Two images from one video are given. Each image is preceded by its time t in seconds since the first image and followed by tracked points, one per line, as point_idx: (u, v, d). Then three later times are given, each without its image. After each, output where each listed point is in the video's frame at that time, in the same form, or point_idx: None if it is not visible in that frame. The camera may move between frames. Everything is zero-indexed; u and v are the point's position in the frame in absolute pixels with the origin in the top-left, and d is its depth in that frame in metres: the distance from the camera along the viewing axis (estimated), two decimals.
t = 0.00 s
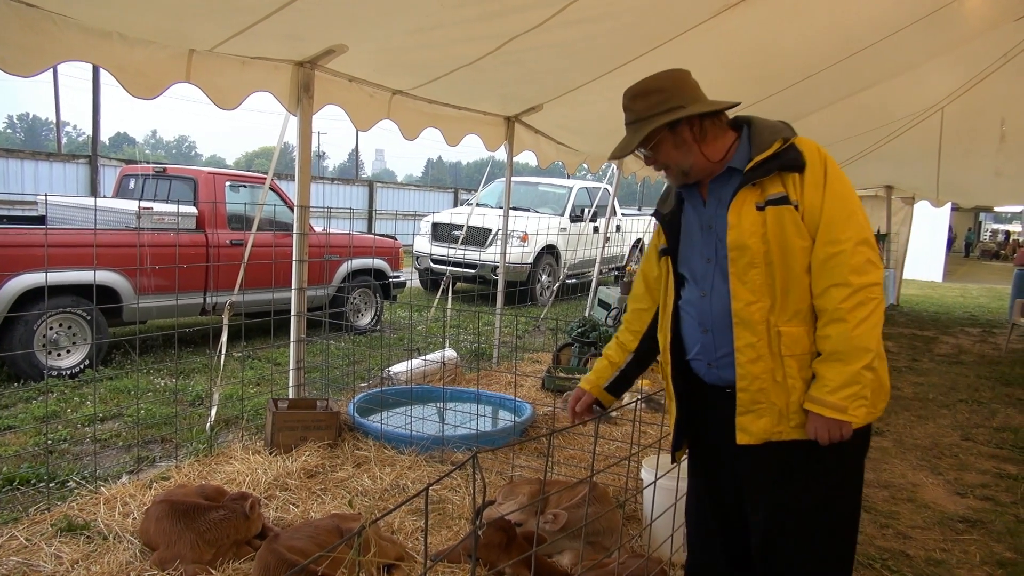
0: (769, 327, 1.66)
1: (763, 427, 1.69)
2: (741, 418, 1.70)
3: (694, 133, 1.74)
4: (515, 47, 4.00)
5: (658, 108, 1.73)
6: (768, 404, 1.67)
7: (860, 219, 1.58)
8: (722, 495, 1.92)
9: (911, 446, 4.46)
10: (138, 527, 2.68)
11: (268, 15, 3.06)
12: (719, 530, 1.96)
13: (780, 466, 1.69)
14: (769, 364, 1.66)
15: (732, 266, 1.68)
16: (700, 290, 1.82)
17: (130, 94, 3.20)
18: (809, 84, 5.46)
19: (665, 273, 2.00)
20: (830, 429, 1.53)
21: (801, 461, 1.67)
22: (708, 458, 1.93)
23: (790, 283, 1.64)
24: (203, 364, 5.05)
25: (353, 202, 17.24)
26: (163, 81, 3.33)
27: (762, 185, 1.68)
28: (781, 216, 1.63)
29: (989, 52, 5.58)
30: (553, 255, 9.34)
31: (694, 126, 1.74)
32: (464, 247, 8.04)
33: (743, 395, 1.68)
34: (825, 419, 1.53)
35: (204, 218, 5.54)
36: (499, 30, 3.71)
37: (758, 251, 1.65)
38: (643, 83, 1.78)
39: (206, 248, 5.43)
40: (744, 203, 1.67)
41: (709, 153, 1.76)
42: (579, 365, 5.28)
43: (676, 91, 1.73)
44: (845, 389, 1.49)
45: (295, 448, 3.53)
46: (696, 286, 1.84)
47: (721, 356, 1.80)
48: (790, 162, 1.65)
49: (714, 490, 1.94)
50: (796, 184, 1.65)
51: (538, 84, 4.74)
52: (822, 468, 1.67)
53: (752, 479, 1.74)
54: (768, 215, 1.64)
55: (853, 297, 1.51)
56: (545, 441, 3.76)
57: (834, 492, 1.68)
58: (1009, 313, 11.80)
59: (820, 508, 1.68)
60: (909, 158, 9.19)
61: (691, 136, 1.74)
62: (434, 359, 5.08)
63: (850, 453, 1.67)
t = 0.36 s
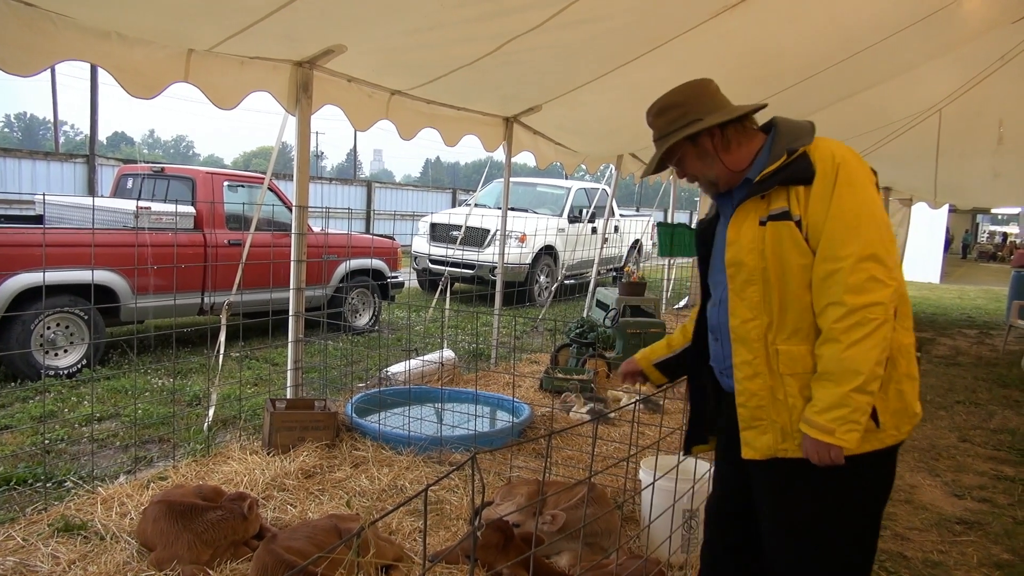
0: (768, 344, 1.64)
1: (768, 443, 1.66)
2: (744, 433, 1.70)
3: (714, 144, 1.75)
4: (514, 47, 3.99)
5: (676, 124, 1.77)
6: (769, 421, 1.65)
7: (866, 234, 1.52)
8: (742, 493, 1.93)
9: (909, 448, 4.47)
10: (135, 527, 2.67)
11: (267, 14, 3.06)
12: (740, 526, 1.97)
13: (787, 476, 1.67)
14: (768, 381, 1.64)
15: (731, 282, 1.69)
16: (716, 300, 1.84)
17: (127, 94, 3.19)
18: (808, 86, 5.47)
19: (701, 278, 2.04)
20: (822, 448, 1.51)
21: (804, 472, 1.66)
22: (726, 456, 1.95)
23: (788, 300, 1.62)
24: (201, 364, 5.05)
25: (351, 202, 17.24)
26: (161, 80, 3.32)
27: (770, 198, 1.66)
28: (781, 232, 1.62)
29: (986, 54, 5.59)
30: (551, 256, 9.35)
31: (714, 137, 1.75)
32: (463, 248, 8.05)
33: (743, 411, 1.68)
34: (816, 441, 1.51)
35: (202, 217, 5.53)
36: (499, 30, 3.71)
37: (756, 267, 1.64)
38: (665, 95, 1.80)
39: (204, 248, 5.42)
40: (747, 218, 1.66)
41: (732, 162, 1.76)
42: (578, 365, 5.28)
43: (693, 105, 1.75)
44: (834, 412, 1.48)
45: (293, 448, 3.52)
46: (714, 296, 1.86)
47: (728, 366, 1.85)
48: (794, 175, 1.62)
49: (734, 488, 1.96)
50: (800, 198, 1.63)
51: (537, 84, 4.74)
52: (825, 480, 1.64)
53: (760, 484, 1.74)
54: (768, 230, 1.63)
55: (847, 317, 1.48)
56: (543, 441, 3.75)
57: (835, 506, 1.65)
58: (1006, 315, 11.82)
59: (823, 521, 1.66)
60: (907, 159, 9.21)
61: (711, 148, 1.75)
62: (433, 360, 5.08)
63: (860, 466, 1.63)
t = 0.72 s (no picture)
0: (764, 359, 1.67)
1: (770, 453, 1.69)
2: (748, 440, 1.74)
3: (728, 147, 1.77)
4: (510, 48, 3.99)
5: (693, 126, 1.80)
6: (768, 432, 1.68)
7: (856, 254, 1.49)
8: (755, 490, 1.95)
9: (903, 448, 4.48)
10: (128, 528, 2.66)
11: (263, 14, 3.05)
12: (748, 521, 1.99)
13: (787, 479, 1.69)
14: (764, 394, 1.67)
15: (732, 295, 1.72)
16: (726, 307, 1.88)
17: (122, 93, 3.19)
18: (803, 87, 5.48)
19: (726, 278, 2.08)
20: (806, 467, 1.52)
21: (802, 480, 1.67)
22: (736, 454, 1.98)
23: (782, 316, 1.64)
24: (195, 364, 5.04)
25: (346, 202, 17.21)
26: (157, 80, 3.32)
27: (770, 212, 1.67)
28: (775, 248, 1.63)
29: (980, 55, 5.61)
30: (547, 256, 9.36)
31: (730, 141, 1.76)
32: (458, 248, 8.04)
33: (744, 420, 1.72)
34: (802, 461, 1.53)
35: (197, 217, 5.52)
36: (495, 30, 3.71)
37: (753, 282, 1.67)
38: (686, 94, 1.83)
39: (199, 248, 5.41)
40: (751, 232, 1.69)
41: (748, 165, 1.77)
42: (573, 366, 5.29)
43: (708, 107, 1.77)
44: (814, 434, 1.49)
45: (287, 449, 3.52)
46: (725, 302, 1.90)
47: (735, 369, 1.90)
48: (789, 191, 1.62)
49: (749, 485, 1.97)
50: (798, 213, 1.62)
51: (534, 85, 4.74)
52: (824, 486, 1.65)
53: (766, 486, 1.76)
54: (764, 246, 1.65)
55: (830, 341, 1.48)
56: (538, 442, 3.76)
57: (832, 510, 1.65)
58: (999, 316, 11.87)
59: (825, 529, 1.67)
60: (901, 160, 9.23)
61: (727, 151, 1.77)
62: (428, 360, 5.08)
63: (855, 471, 1.63)
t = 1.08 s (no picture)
0: (768, 358, 1.67)
1: (773, 451, 1.70)
2: (749, 440, 1.75)
3: (721, 145, 1.77)
4: (504, 48, 4.00)
5: (684, 126, 1.79)
6: (771, 430, 1.69)
7: (861, 252, 1.51)
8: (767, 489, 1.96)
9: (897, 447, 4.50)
10: (121, 530, 2.65)
11: (256, 15, 3.04)
12: (762, 515, 2.01)
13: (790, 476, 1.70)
14: (769, 393, 1.68)
15: (732, 296, 1.72)
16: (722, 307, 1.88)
17: (115, 94, 3.18)
18: (797, 87, 5.49)
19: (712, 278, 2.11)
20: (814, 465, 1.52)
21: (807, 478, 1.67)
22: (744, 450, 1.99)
23: (785, 315, 1.64)
24: (189, 366, 5.02)
25: (341, 203, 17.20)
26: (149, 81, 3.31)
27: (768, 213, 1.67)
28: (777, 249, 1.63)
29: (973, 55, 5.63)
30: (541, 257, 9.37)
31: (723, 139, 1.76)
32: (453, 248, 8.04)
33: (747, 420, 1.73)
34: (812, 456, 1.53)
35: (190, 219, 5.50)
36: (489, 31, 3.71)
37: (754, 283, 1.67)
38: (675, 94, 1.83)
39: (192, 249, 5.39)
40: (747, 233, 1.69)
41: (741, 163, 1.78)
42: (568, 366, 5.29)
43: (700, 105, 1.77)
44: (827, 430, 1.50)
45: (282, 450, 3.51)
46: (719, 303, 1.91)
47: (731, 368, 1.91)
48: (789, 192, 1.61)
49: (761, 481, 1.98)
50: (799, 213, 1.62)
51: (528, 85, 4.74)
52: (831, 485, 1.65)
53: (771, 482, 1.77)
54: (765, 247, 1.64)
55: (840, 338, 1.49)
56: (533, 442, 3.76)
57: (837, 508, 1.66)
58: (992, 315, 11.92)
59: (832, 525, 1.68)
60: (894, 160, 9.27)
61: (720, 149, 1.77)
62: (423, 361, 5.07)
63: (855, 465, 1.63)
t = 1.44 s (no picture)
0: (767, 349, 1.71)
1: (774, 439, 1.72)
2: (747, 433, 1.76)
3: (706, 148, 1.79)
4: (502, 49, 4.00)
5: (669, 128, 1.79)
6: (771, 420, 1.71)
7: (851, 241, 1.59)
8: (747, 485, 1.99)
9: (893, 449, 4.50)
10: (116, 531, 2.64)
11: (254, 14, 3.04)
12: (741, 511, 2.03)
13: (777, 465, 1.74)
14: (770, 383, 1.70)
15: (729, 292, 1.74)
16: (710, 306, 1.90)
17: (112, 94, 3.17)
18: (794, 88, 5.50)
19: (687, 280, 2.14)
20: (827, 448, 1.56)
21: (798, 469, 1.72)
22: (730, 448, 2.03)
23: (783, 306, 1.68)
24: (186, 366, 5.01)
25: (338, 204, 17.18)
26: (147, 81, 3.30)
27: (758, 211, 1.71)
28: (772, 244, 1.67)
29: (971, 57, 5.64)
30: (539, 258, 9.37)
31: (708, 141, 1.79)
32: (450, 249, 8.04)
33: (746, 412, 1.74)
34: (819, 436, 1.56)
35: (187, 218, 5.49)
36: (487, 31, 3.71)
37: (752, 278, 1.70)
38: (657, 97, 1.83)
39: (189, 249, 5.38)
40: (739, 232, 1.72)
41: (724, 167, 1.81)
42: (565, 367, 5.29)
43: (687, 107, 1.78)
44: (838, 409, 1.53)
45: (278, 450, 3.51)
46: (705, 302, 1.93)
47: (721, 365, 1.92)
48: (781, 190, 1.66)
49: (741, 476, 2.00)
50: (790, 209, 1.68)
51: (526, 86, 4.74)
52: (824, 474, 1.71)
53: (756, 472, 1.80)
54: (761, 242, 1.68)
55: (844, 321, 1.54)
56: (529, 443, 3.75)
57: (827, 496, 1.72)
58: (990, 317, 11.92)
59: (825, 512, 1.73)
60: (892, 162, 9.27)
61: (706, 152, 1.80)
62: (420, 362, 5.07)
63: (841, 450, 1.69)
